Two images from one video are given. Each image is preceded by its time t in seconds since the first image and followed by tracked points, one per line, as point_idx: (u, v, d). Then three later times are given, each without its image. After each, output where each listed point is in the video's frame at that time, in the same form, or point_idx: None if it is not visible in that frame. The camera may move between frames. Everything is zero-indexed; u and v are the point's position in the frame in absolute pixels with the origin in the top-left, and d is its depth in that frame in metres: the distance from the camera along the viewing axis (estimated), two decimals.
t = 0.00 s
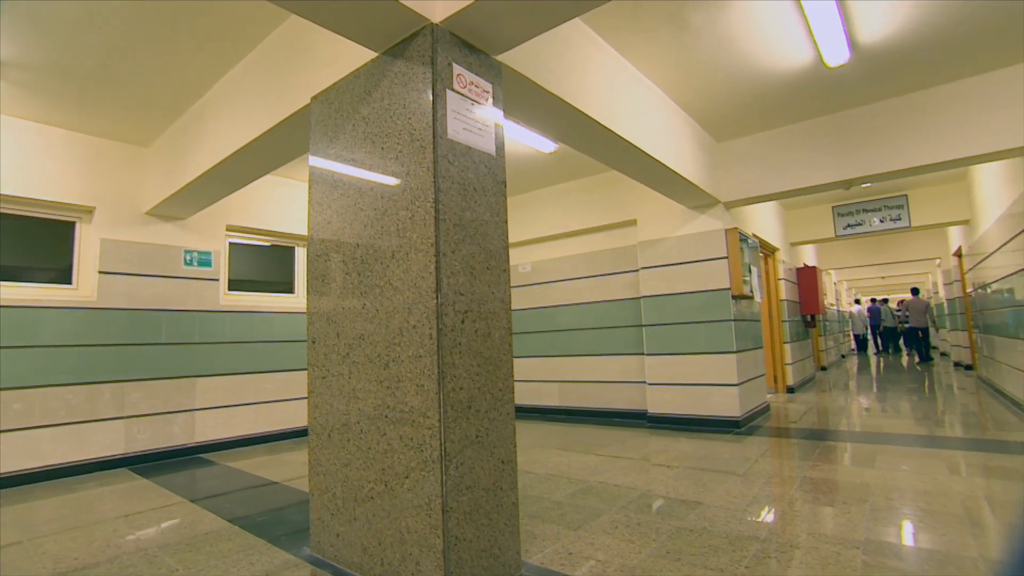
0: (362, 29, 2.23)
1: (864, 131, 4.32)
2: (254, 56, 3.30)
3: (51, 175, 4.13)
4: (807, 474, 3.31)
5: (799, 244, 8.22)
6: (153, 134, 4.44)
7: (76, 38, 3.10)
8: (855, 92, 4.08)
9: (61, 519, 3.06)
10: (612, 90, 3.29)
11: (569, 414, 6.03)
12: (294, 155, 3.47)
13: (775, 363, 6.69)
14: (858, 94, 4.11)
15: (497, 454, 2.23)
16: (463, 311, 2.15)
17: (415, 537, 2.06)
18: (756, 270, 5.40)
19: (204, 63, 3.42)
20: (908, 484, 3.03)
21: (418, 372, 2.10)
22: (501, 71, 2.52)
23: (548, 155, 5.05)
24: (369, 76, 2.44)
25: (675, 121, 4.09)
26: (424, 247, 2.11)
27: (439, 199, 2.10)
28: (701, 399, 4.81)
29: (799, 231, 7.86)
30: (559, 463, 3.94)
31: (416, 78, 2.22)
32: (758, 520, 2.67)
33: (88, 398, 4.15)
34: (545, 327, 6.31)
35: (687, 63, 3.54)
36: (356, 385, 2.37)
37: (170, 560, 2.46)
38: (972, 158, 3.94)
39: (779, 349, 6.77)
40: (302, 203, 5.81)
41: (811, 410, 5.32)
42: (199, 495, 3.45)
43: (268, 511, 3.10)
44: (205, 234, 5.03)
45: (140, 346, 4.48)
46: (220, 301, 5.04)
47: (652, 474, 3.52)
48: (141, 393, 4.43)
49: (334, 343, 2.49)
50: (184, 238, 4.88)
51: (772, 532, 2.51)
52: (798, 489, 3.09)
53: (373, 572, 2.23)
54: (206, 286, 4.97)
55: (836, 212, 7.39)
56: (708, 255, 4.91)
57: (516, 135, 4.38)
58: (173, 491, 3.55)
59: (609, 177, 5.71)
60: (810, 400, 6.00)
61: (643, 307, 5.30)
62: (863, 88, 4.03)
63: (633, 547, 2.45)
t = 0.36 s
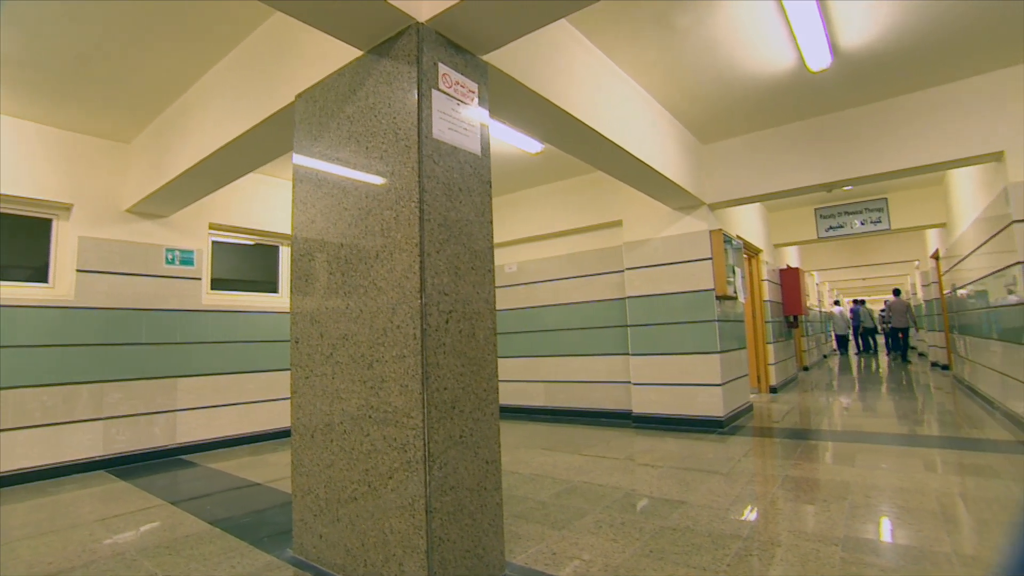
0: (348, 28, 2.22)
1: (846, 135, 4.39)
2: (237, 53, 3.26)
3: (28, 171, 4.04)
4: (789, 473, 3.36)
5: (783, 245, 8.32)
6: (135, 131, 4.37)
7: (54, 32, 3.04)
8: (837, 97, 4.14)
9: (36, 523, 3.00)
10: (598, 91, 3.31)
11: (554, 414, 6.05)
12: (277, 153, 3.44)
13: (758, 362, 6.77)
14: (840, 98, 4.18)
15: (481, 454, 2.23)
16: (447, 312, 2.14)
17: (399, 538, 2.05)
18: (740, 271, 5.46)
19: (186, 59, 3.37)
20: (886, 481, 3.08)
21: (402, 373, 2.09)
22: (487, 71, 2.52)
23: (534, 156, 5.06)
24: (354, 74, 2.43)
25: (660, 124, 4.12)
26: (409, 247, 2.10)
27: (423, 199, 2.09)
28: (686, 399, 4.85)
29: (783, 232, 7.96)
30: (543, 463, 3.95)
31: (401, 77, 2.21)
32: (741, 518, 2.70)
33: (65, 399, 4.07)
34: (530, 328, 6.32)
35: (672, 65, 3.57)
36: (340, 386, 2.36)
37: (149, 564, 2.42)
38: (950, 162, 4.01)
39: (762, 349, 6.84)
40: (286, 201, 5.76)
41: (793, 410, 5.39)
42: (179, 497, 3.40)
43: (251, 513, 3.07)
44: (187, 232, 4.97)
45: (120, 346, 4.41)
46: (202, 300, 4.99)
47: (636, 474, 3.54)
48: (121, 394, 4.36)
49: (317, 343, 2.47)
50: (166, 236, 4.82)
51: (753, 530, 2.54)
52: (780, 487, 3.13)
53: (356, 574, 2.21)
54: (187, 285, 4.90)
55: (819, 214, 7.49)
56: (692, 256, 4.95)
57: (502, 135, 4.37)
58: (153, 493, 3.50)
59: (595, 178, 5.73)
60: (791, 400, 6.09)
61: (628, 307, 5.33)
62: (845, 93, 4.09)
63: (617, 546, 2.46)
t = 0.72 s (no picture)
0: (331, 26, 2.20)
1: (826, 138, 4.46)
2: (218, 48, 3.22)
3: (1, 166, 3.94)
4: (770, 472, 3.40)
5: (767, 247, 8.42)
6: (113, 126, 4.29)
7: (28, 24, 2.97)
8: (819, 101, 4.21)
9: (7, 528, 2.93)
10: (583, 92, 3.32)
11: (537, 414, 6.08)
12: (259, 151, 3.40)
13: (740, 363, 6.85)
14: (822, 103, 4.24)
15: (464, 454, 2.22)
16: (430, 312, 2.13)
17: (381, 539, 2.04)
18: (723, 272, 5.52)
19: (165, 54, 3.31)
20: (864, 479, 3.14)
21: (384, 373, 2.08)
22: (473, 72, 2.52)
23: (520, 156, 5.06)
24: (338, 72, 2.41)
25: (645, 126, 4.15)
26: (392, 247, 2.10)
27: (407, 198, 2.08)
28: (669, 399, 4.89)
29: (767, 235, 8.06)
30: (526, 463, 3.95)
31: (385, 76, 2.20)
32: (723, 517, 2.73)
33: (39, 400, 3.97)
34: (514, 328, 6.33)
35: (656, 68, 3.60)
36: (322, 386, 2.34)
37: (125, 568, 2.38)
38: (928, 166, 4.10)
39: (744, 350, 6.93)
40: (268, 199, 5.70)
41: (775, 410, 5.46)
42: (158, 499, 3.35)
43: (232, 515, 3.03)
44: (167, 230, 4.89)
45: (97, 346, 4.32)
46: (183, 300, 4.93)
47: (619, 473, 3.56)
48: (97, 395, 4.28)
49: (299, 343, 2.45)
50: (145, 234, 4.74)
51: (734, 528, 2.57)
52: (761, 486, 3.17)
53: None
54: (168, 284, 4.84)
55: (801, 216, 7.58)
56: (676, 257, 4.99)
57: (486, 134, 4.37)
58: (130, 496, 3.44)
59: (579, 179, 5.76)
60: (772, 399, 6.17)
61: (612, 308, 5.36)
62: (827, 97, 4.15)
63: (600, 546, 2.47)
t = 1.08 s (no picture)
0: (315, 23, 2.18)
1: (809, 141, 4.53)
2: (200, 44, 3.17)
3: None
4: (752, 471, 3.44)
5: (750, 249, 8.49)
6: (92, 121, 4.21)
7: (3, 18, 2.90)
8: (802, 104, 4.27)
9: None
10: (569, 93, 3.33)
11: (523, 414, 6.08)
12: (241, 149, 3.36)
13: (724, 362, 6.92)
14: (805, 106, 4.30)
15: (448, 455, 2.21)
16: (414, 312, 2.13)
17: (364, 540, 2.03)
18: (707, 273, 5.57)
19: (145, 49, 3.26)
20: (844, 477, 3.19)
21: (367, 373, 2.07)
22: (458, 71, 2.52)
23: (506, 156, 5.06)
24: (322, 70, 2.39)
25: (630, 127, 4.17)
26: (376, 246, 2.08)
27: (391, 198, 2.07)
28: (654, 399, 4.92)
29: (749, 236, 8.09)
30: (511, 463, 3.95)
31: (370, 74, 2.19)
32: (706, 516, 2.75)
33: (14, 401, 3.88)
34: (500, 328, 6.33)
35: (642, 69, 3.62)
36: (304, 387, 2.32)
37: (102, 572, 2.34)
38: (907, 169, 4.18)
39: (728, 350, 7.00)
40: (251, 198, 5.65)
41: (758, 409, 5.53)
42: (136, 502, 3.30)
43: (213, 517, 2.99)
44: (148, 228, 4.82)
45: (74, 346, 4.24)
46: (163, 299, 4.87)
47: (603, 473, 3.58)
48: (74, 396, 4.19)
49: (282, 343, 2.43)
50: (125, 232, 4.66)
51: (717, 527, 2.60)
52: (744, 484, 3.21)
53: None
54: (149, 282, 4.77)
55: (784, 217, 7.62)
56: (662, 258, 5.03)
57: (472, 134, 4.36)
58: (108, 499, 3.38)
59: (565, 179, 5.77)
60: (756, 399, 6.24)
61: (598, 308, 5.39)
62: (810, 101, 4.21)
63: (583, 545, 2.48)
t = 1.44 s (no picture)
0: (297, 20, 2.16)
1: (790, 145, 4.60)
2: (180, 38, 3.12)
3: None
4: (733, 470, 3.48)
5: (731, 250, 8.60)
6: (66, 115, 4.11)
7: None
8: (784, 108, 4.33)
9: None
10: (553, 94, 3.34)
11: (507, 414, 6.08)
12: (221, 146, 3.32)
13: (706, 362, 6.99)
14: (787, 109, 4.37)
15: (429, 455, 2.20)
16: (396, 311, 2.11)
17: (344, 542, 2.02)
18: (689, 274, 5.62)
19: (123, 43, 3.19)
20: (822, 475, 3.24)
21: (348, 373, 2.06)
22: (442, 70, 2.51)
23: (490, 156, 5.06)
24: (304, 67, 2.37)
25: (614, 129, 4.20)
26: (357, 245, 2.07)
27: (373, 196, 2.06)
28: (637, 399, 4.96)
29: (731, 237, 8.21)
30: (493, 463, 3.95)
31: (353, 72, 2.17)
32: (688, 514, 2.78)
33: None
34: (483, 328, 6.32)
35: (626, 71, 3.65)
36: (285, 387, 2.29)
37: None
38: (884, 173, 4.27)
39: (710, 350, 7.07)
40: (232, 195, 5.60)
41: (738, 408, 5.59)
42: (111, 506, 3.23)
43: (191, 520, 2.95)
44: (125, 225, 4.73)
45: (48, 346, 4.14)
46: (141, 296, 4.79)
47: (585, 472, 3.59)
48: (47, 397, 4.09)
49: (262, 343, 2.40)
50: (101, 229, 4.57)
51: (697, 525, 2.62)
52: (724, 483, 3.25)
53: None
54: (127, 281, 4.68)
55: (765, 219, 7.80)
56: (645, 259, 5.06)
57: (456, 133, 4.36)
58: (81, 503, 3.31)
59: (549, 180, 5.78)
60: (736, 398, 6.32)
61: (581, 309, 5.41)
62: (792, 104, 4.27)
63: (565, 545, 2.49)
